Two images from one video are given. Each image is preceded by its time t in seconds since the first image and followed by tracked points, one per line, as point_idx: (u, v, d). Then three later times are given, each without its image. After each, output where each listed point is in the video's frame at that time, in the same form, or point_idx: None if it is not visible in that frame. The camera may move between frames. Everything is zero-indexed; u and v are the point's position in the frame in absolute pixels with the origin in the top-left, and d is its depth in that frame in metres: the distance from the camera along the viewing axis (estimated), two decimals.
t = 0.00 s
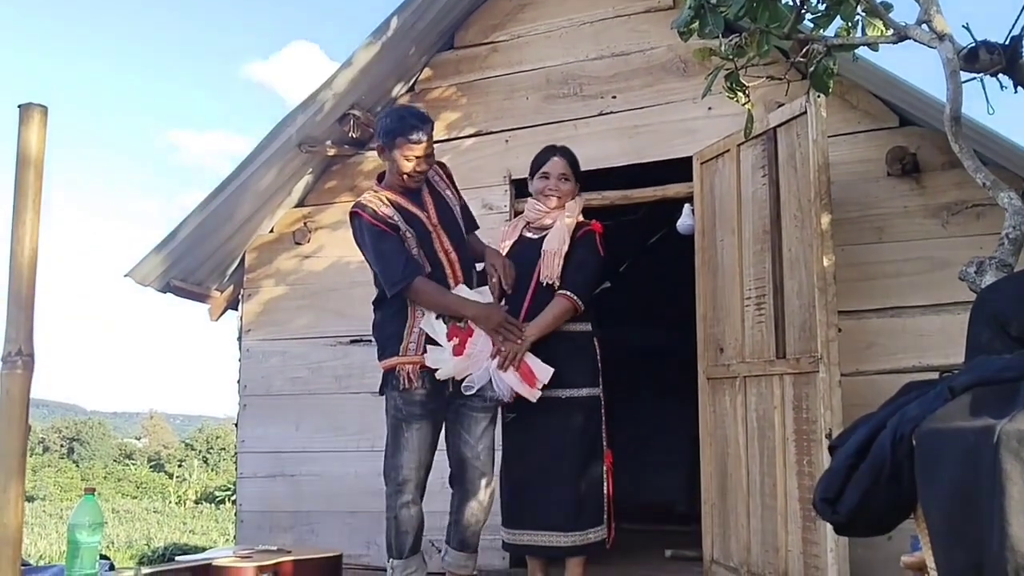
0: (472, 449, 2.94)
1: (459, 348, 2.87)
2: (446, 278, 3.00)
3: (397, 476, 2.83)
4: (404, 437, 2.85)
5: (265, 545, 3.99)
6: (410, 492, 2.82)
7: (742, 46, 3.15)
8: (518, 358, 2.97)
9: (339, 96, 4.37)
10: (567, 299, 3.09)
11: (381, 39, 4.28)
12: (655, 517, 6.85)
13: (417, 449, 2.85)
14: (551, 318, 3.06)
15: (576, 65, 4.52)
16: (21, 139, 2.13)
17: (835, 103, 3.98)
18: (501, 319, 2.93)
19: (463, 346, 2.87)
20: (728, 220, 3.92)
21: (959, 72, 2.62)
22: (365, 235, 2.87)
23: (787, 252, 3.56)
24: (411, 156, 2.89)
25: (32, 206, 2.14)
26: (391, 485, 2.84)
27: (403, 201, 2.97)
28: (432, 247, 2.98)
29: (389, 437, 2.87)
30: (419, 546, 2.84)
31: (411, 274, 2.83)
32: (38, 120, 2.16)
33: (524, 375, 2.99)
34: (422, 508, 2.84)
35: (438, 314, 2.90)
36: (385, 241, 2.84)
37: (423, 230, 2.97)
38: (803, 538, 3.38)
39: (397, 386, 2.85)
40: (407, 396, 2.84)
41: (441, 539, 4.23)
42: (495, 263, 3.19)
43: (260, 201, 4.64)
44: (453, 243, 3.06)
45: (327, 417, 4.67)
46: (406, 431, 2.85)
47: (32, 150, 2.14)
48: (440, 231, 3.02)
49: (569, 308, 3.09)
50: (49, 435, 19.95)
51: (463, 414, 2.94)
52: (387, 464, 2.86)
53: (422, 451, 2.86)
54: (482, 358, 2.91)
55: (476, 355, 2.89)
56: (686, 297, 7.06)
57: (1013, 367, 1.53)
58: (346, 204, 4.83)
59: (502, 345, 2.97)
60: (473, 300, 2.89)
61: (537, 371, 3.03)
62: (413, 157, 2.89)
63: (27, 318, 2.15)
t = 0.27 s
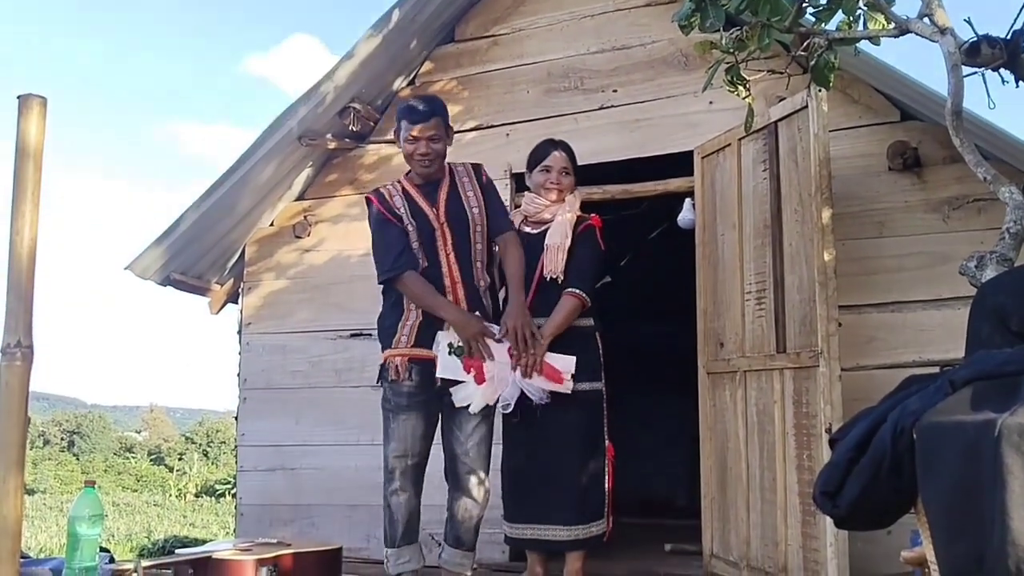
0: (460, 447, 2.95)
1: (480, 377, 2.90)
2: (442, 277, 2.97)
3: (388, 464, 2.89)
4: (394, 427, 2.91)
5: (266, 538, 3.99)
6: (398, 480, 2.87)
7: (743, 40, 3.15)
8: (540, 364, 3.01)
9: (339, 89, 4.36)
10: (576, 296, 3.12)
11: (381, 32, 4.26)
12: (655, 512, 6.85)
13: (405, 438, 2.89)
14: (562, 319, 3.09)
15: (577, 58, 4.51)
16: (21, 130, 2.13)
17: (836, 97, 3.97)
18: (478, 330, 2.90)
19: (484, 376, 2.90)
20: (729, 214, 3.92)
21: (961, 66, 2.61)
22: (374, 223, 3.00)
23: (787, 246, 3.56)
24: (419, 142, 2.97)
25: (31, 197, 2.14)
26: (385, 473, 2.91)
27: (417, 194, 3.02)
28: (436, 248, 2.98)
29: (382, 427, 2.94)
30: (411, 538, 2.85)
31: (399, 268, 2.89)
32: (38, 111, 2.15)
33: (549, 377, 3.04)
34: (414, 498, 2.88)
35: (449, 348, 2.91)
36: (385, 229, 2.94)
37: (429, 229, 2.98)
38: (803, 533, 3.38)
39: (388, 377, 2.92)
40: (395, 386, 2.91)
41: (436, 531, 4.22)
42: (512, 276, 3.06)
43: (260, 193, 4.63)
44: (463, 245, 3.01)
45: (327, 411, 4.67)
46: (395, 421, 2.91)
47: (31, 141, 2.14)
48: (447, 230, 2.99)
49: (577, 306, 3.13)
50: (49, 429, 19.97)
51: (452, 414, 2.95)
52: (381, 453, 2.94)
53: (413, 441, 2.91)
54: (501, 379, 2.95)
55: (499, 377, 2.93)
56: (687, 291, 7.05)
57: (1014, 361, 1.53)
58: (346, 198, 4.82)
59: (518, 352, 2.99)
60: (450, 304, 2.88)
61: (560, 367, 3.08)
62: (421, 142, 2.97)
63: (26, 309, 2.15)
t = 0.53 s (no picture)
0: (459, 439, 2.98)
1: (478, 369, 2.91)
2: (444, 270, 3.05)
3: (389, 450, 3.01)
4: (393, 414, 3.01)
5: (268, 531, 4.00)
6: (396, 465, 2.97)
7: (747, 32, 3.12)
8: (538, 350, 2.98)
9: (341, 81, 4.35)
10: (577, 288, 3.11)
11: (383, 24, 4.25)
12: (656, 505, 6.86)
13: (402, 426, 2.99)
14: (563, 309, 3.08)
15: (579, 51, 4.50)
16: (23, 121, 2.13)
17: (839, 90, 3.96)
18: (472, 319, 2.91)
19: (481, 368, 2.90)
20: (731, 208, 3.91)
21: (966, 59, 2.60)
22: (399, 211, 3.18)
23: (790, 239, 3.55)
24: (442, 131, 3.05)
25: (33, 187, 2.13)
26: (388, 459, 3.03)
27: (439, 188, 3.10)
28: (443, 241, 3.05)
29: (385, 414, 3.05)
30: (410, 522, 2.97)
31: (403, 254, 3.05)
32: (40, 101, 2.15)
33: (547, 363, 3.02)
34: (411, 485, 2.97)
35: (447, 343, 2.93)
36: (400, 217, 3.12)
37: (440, 222, 3.06)
38: (804, 526, 3.38)
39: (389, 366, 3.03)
40: (394, 375, 3.01)
41: (441, 524, 4.23)
42: (530, 282, 2.98)
43: (262, 186, 4.62)
44: (471, 241, 3.04)
45: (329, 403, 4.67)
46: (394, 409, 3.01)
47: (33, 132, 2.14)
48: (457, 225, 3.04)
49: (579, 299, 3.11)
50: (51, 421, 20.00)
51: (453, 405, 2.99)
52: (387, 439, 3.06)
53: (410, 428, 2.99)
54: (502, 366, 2.94)
55: (497, 366, 2.93)
56: (688, 285, 7.05)
57: (1018, 354, 1.52)
58: (348, 190, 4.82)
59: (512, 342, 2.96)
60: (446, 294, 2.94)
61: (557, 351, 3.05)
62: (443, 131, 3.04)
63: (28, 299, 2.15)
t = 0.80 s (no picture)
0: (460, 432, 3.02)
1: (472, 360, 2.93)
2: (445, 262, 3.10)
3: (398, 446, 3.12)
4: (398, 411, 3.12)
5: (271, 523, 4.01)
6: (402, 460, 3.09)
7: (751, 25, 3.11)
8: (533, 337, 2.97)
9: (345, 75, 4.34)
10: (581, 279, 3.12)
11: (388, 17, 4.24)
12: (659, 500, 6.87)
13: (406, 422, 3.09)
14: (567, 300, 3.08)
15: (583, 45, 4.49)
16: (29, 112, 2.14)
17: (844, 85, 3.95)
18: (460, 309, 2.94)
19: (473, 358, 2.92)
20: (735, 203, 3.90)
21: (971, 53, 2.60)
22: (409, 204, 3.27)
23: (794, 234, 3.55)
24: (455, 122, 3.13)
25: (38, 178, 2.14)
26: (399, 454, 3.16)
27: (446, 182, 3.16)
28: (444, 233, 3.11)
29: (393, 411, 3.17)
30: (428, 514, 3.17)
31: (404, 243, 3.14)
32: (45, 92, 2.16)
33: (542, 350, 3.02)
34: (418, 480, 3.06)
35: (438, 338, 2.98)
36: (407, 209, 3.21)
37: (443, 214, 3.12)
38: (807, 520, 3.39)
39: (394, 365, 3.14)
40: (398, 373, 3.12)
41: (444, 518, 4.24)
42: (532, 278, 2.98)
43: (266, 180, 4.62)
44: (472, 235, 3.08)
45: (332, 397, 4.68)
46: (399, 406, 3.12)
47: (39, 123, 2.15)
48: (459, 217, 3.09)
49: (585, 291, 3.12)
50: (55, 414, 20.05)
51: (454, 398, 3.02)
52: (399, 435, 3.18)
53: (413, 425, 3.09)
54: (496, 354, 2.95)
55: (491, 355, 2.94)
56: (692, 280, 7.05)
57: (1023, 348, 1.53)
58: (352, 184, 4.82)
59: (513, 330, 2.96)
60: (438, 284, 3.00)
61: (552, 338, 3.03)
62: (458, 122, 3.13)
63: (33, 290, 2.16)
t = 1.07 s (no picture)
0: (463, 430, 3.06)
1: (469, 357, 2.98)
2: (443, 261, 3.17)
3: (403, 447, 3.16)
4: (405, 412, 3.17)
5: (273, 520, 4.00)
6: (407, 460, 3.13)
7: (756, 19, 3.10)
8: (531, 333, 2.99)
9: (348, 71, 4.33)
10: (592, 277, 3.12)
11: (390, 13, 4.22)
12: (661, 497, 6.86)
13: (411, 422, 3.14)
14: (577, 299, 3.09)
15: (587, 41, 4.48)
16: (31, 107, 2.13)
17: (849, 81, 3.93)
18: (456, 307, 3.01)
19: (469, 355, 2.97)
20: (739, 199, 3.89)
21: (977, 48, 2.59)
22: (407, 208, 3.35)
23: (798, 231, 3.54)
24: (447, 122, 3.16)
25: (41, 174, 2.14)
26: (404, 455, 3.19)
27: (441, 184, 3.23)
28: (441, 234, 3.18)
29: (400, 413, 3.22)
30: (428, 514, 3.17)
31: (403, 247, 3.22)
32: (48, 87, 2.15)
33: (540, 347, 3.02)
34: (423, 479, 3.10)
35: (436, 338, 3.04)
36: (405, 213, 3.28)
37: (439, 216, 3.19)
38: (810, 519, 3.37)
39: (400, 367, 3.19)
40: (404, 375, 3.17)
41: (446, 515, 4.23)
42: (531, 275, 3.02)
43: (268, 176, 4.62)
44: (469, 235, 3.14)
45: (334, 393, 4.67)
46: (405, 407, 3.18)
47: (41, 118, 2.14)
48: (456, 217, 3.15)
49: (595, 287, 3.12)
50: (57, 410, 20.06)
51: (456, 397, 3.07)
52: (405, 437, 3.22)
53: (419, 425, 3.14)
54: (494, 352, 2.98)
55: (488, 352, 2.98)
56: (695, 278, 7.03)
57: None
58: (353, 180, 4.81)
59: (513, 328, 2.99)
60: (436, 284, 3.08)
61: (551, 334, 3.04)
62: (450, 123, 3.16)
63: (36, 286, 2.15)
